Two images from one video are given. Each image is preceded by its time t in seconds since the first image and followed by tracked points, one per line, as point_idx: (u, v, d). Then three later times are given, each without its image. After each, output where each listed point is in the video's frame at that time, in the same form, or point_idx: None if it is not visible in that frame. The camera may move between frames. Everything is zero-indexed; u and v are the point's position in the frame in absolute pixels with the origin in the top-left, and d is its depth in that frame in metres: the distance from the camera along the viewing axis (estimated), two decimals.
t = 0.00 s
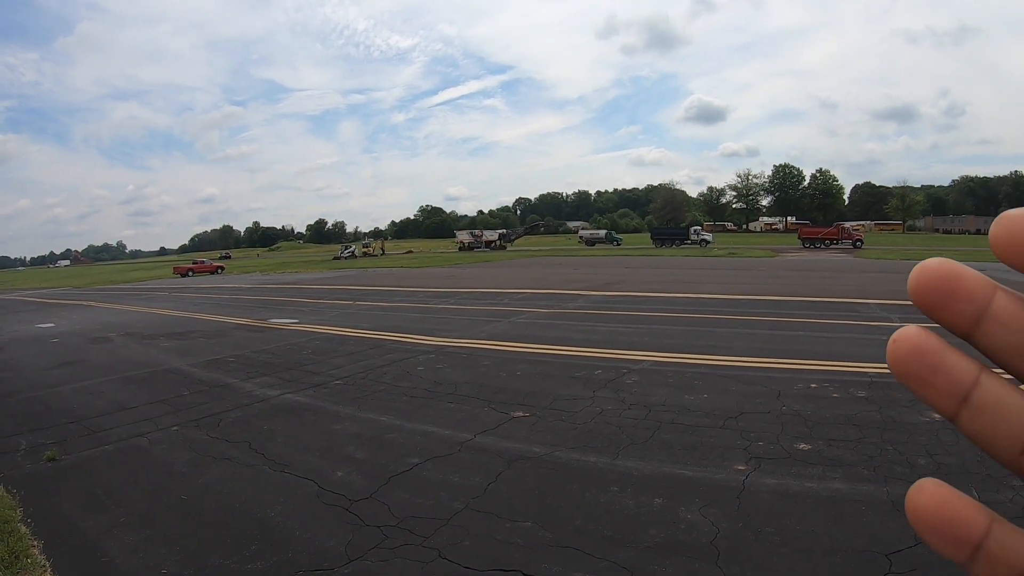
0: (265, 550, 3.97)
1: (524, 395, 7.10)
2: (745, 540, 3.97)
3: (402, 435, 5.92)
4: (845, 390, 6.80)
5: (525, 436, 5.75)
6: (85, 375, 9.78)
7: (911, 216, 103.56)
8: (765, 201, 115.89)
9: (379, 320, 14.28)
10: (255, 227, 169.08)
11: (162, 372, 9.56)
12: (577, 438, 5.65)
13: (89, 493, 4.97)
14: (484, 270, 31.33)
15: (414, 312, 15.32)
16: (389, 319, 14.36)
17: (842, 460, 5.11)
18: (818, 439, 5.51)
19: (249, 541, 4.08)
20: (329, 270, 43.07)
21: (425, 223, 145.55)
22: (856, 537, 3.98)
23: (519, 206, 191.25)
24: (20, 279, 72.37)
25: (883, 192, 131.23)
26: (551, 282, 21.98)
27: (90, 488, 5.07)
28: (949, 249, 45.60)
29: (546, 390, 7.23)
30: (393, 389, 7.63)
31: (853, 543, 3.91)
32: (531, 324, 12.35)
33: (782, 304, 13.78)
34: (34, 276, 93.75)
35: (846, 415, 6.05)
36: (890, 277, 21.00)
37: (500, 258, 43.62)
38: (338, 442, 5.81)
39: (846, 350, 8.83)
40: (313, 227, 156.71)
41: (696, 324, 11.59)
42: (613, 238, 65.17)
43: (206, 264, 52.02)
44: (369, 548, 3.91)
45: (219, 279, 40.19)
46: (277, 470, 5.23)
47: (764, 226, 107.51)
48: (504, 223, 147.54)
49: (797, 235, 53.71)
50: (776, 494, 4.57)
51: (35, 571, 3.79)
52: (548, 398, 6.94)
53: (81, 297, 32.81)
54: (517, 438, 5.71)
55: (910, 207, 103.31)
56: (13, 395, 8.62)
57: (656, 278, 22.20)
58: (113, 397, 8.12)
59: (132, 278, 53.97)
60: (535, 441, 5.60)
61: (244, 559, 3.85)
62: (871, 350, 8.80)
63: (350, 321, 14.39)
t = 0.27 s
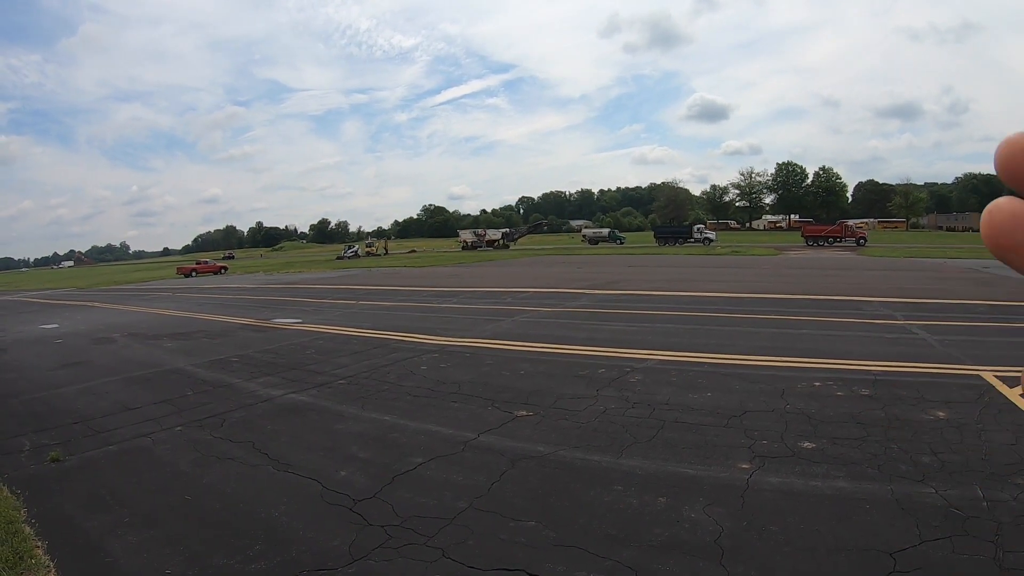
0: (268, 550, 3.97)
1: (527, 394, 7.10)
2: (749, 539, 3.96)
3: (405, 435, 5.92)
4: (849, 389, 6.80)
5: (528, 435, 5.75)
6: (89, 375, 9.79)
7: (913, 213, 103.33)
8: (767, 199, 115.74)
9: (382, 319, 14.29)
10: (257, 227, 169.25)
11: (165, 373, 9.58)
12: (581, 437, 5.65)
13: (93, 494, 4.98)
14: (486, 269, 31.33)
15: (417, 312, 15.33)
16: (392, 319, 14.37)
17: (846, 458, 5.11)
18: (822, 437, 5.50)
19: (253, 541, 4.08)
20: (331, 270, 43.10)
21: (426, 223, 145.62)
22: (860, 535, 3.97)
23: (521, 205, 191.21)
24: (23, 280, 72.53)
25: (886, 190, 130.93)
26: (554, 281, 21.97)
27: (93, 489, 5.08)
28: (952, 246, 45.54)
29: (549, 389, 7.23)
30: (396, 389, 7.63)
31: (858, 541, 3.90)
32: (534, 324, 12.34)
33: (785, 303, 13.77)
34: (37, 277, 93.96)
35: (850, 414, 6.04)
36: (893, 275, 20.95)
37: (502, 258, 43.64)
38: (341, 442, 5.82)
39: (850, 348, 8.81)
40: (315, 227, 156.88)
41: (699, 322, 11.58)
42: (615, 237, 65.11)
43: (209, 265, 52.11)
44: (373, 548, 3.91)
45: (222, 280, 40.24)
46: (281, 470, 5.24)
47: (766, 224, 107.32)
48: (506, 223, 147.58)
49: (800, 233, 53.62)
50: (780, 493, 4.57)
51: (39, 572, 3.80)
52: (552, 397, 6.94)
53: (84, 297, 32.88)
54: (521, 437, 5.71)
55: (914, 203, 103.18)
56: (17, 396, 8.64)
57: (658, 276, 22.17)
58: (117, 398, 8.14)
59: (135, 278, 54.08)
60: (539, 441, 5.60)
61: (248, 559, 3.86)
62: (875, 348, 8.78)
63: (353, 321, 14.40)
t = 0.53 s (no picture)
0: (271, 551, 3.97)
1: (529, 394, 7.10)
2: (751, 538, 3.96)
3: (408, 435, 5.93)
4: (850, 388, 6.80)
5: (531, 435, 5.75)
6: (92, 377, 9.81)
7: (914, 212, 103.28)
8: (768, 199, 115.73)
9: (384, 320, 14.30)
10: (258, 228, 169.36)
11: (168, 374, 9.58)
12: (583, 437, 5.65)
13: (96, 495, 4.98)
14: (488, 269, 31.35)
15: (418, 313, 15.34)
16: (394, 319, 14.37)
17: (848, 458, 5.10)
18: (825, 437, 5.50)
19: (256, 541, 4.08)
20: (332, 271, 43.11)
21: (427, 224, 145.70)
22: (863, 534, 3.97)
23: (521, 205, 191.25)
24: (24, 281, 72.61)
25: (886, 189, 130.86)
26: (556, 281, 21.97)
27: (96, 490, 5.08)
28: (953, 245, 45.49)
29: (551, 390, 7.23)
30: (398, 389, 7.63)
31: (860, 540, 3.90)
32: (536, 324, 12.34)
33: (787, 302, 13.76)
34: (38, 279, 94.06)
35: (853, 413, 6.04)
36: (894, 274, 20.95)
37: (503, 258, 43.65)
38: (344, 443, 5.82)
39: (851, 348, 8.81)
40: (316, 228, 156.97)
41: (701, 322, 11.58)
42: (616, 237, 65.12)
43: (210, 266, 52.18)
44: (376, 549, 3.92)
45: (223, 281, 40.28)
46: (283, 471, 5.24)
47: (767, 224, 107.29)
48: (507, 222, 147.56)
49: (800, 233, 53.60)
50: (783, 492, 4.57)
51: (42, 573, 3.80)
52: (554, 397, 6.94)
53: (86, 299, 32.93)
54: (523, 437, 5.71)
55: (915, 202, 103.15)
56: (19, 398, 8.65)
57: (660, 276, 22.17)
58: (119, 399, 8.15)
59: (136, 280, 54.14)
60: (541, 441, 5.60)
61: (251, 560, 3.86)
62: (877, 347, 8.77)
63: (355, 322, 14.41)
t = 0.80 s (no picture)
0: (273, 552, 3.96)
1: (531, 395, 7.09)
2: (754, 539, 3.95)
3: (409, 436, 5.92)
4: (852, 388, 6.79)
5: (532, 436, 5.75)
6: (93, 378, 9.80)
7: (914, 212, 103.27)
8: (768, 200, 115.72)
9: (385, 321, 14.30)
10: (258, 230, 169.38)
11: (169, 375, 9.57)
12: (585, 438, 5.64)
13: (97, 496, 4.98)
14: (488, 270, 31.34)
15: (419, 314, 15.33)
16: (395, 320, 14.37)
17: (851, 458, 5.10)
18: (827, 437, 5.49)
19: (258, 543, 4.08)
20: (332, 272, 43.10)
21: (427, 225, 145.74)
22: (866, 534, 3.96)
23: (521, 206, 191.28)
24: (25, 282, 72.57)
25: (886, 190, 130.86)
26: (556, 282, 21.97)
27: (97, 491, 5.08)
28: (953, 245, 45.46)
29: (553, 390, 7.22)
30: (400, 390, 7.63)
31: (863, 541, 3.89)
32: (537, 324, 12.33)
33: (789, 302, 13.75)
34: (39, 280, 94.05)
35: (855, 413, 6.03)
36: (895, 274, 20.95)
37: (503, 259, 43.64)
38: (346, 444, 5.81)
39: (853, 347, 8.80)
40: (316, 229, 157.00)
41: (702, 322, 11.57)
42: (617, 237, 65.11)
43: (210, 267, 52.17)
44: (378, 550, 3.91)
45: (224, 282, 40.26)
46: (285, 472, 5.24)
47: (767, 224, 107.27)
48: (507, 223, 147.46)
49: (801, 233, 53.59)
50: (785, 492, 4.56)
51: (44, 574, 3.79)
52: (556, 398, 6.94)
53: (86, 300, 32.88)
54: (525, 438, 5.71)
55: (915, 202, 103.14)
56: (20, 399, 8.64)
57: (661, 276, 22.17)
58: (121, 400, 8.14)
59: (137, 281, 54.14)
60: (543, 441, 5.60)
61: (252, 562, 3.85)
62: (879, 347, 8.76)
63: (356, 323, 14.40)
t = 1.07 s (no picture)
0: (274, 553, 3.97)
1: (531, 396, 7.10)
2: (754, 539, 3.96)
3: (410, 437, 5.93)
4: (853, 389, 6.79)
5: (533, 437, 5.75)
6: (94, 379, 9.81)
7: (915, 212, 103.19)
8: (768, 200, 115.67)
9: (386, 322, 14.31)
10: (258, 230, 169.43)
11: (170, 376, 9.58)
12: (585, 439, 5.65)
13: (99, 497, 4.98)
14: (489, 271, 31.36)
15: (420, 315, 15.34)
16: (395, 321, 14.38)
17: (851, 458, 5.10)
18: (827, 438, 5.49)
19: (259, 544, 4.08)
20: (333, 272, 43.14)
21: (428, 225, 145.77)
22: (866, 535, 3.97)
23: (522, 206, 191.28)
24: (25, 283, 72.58)
25: (887, 189, 130.79)
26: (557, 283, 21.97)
27: (99, 492, 5.09)
28: (954, 245, 45.42)
29: (553, 391, 7.23)
30: (400, 391, 7.63)
31: (863, 541, 3.90)
32: (537, 325, 12.33)
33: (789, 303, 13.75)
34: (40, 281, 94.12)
35: (855, 414, 6.03)
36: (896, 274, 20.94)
37: (503, 260, 43.63)
38: (347, 445, 5.82)
39: (853, 348, 8.81)
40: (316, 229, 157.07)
41: (702, 323, 11.57)
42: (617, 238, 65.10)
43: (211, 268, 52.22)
44: (379, 550, 3.92)
45: (224, 284, 40.28)
46: (286, 473, 5.24)
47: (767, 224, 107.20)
48: (507, 224, 147.48)
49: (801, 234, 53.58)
50: (785, 493, 4.56)
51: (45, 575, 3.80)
52: (556, 399, 6.94)
53: (87, 302, 32.89)
54: (526, 439, 5.71)
55: (916, 202, 103.02)
56: (22, 401, 8.64)
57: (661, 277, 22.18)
58: (122, 402, 8.14)
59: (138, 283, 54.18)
60: (544, 442, 5.60)
61: (254, 562, 3.86)
62: (879, 348, 8.76)
63: (356, 324, 14.40)
